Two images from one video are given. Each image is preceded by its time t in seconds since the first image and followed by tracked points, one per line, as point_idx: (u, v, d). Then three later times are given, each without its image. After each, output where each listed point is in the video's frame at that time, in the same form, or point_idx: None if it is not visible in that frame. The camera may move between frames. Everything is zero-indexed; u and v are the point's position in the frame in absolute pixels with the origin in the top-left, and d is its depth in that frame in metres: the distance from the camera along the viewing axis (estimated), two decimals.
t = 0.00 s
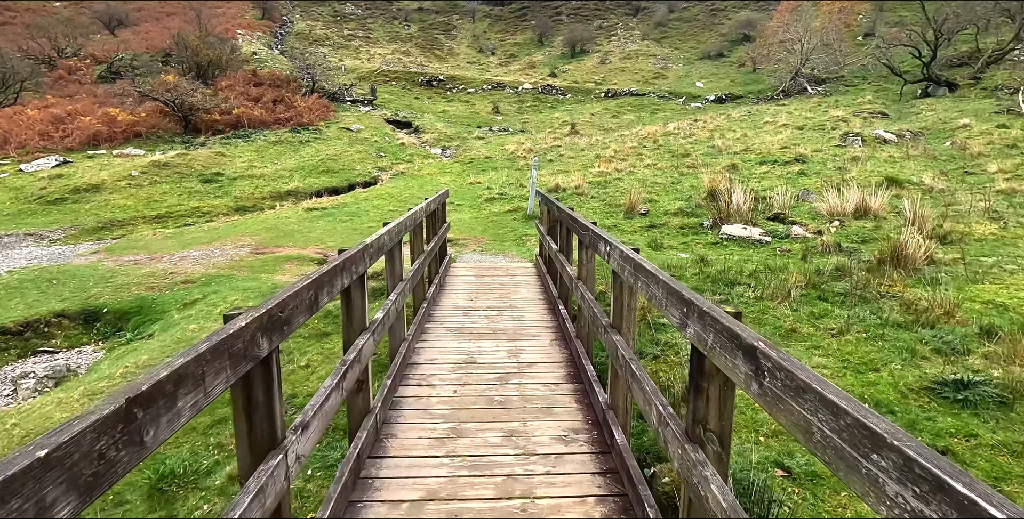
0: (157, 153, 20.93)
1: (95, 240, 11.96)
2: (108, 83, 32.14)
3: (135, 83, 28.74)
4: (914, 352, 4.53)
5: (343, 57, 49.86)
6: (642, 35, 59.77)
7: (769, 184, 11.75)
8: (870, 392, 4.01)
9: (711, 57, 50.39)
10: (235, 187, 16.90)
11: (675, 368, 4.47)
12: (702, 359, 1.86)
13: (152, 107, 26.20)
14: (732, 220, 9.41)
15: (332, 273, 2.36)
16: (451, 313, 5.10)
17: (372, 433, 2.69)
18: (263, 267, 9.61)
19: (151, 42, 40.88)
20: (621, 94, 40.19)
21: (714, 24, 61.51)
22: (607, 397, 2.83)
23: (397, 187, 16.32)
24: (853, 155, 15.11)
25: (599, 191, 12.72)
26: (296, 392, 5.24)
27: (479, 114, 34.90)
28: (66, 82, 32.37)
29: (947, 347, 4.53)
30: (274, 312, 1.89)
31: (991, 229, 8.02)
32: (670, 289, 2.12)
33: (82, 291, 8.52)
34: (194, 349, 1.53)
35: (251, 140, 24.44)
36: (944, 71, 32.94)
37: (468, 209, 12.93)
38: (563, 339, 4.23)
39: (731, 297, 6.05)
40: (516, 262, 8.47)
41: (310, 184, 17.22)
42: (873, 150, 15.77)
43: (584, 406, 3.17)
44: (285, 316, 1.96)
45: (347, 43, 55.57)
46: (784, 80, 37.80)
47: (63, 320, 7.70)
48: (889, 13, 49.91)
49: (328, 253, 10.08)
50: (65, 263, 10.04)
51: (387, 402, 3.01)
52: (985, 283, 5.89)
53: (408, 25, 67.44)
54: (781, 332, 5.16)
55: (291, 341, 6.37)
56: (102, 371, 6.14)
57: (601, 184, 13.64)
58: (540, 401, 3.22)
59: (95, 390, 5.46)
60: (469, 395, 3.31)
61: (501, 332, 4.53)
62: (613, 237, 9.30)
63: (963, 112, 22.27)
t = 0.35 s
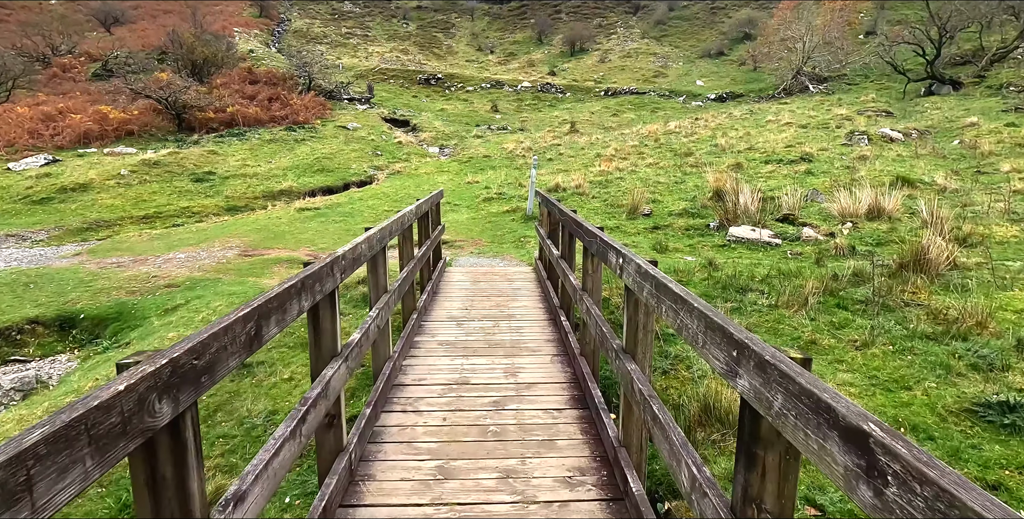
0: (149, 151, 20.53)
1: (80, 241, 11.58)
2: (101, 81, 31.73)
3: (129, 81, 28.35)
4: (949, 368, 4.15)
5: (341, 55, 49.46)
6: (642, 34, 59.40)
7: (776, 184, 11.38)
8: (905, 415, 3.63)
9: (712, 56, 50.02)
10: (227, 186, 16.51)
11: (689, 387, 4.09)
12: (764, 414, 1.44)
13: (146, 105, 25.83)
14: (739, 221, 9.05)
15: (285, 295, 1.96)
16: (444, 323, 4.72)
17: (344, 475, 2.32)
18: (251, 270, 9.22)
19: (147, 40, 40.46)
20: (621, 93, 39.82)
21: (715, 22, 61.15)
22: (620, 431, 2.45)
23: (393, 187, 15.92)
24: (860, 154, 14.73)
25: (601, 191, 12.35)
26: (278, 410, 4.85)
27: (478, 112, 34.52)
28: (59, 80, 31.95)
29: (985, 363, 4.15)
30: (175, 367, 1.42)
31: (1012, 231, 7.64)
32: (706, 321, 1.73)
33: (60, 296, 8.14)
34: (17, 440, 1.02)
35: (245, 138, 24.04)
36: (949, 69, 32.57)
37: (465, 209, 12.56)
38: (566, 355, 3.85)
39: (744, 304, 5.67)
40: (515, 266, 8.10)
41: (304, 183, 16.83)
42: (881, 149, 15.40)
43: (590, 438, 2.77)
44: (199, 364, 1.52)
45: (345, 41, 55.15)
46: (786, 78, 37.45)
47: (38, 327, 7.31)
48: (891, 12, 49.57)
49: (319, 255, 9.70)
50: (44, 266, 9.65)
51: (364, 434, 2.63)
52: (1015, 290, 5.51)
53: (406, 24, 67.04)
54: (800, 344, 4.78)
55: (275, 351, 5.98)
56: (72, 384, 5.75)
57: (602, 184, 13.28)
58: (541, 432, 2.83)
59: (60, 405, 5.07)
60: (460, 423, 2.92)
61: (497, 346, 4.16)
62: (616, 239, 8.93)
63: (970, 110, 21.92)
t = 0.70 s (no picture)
0: (141, 150, 20.09)
1: (63, 243, 11.17)
2: (94, 78, 31.20)
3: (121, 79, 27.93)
4: (990, 388, 3.79)
5: (338, 52, 49.00)
6: (641, 32, 59.03)
7: (784, 184, 11.03)
8: (949, 445, 3.26)
9: (711, 54, 49.63)
10: (219, 185, 16.11)
11: (706, 412, 3.72)
12: (859, 516, 1.07)
13: (138, 103, 25.43)
14: (747, 223, 8.69)
15: (225, 334, 1.56)
16: (438, 336, 4.35)
17: None
18: (238, 274, 8.84)
19: (141, 38, 39.98)
20: (620, 91, 39.46)
21: (714, 20, 60.75)
22: (642, 483, 2.06)
23: (388, 187, 15.53)
24: (868, 153, 14.37)
25: (603, 191, 11.97)
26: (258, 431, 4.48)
27: (476, 110, 34.14)
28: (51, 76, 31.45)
29: None
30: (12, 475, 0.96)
31: None
32: (775, 378, 1.33)
33: (36, 303, 7.74)
34: None
35: (239, 137, 23.63)
36: (952, 67, 32.24)
37: (463, 210, 12.19)
38: (570, 376, 3.45)
39: (759, 314, 5.31)
40: (513, 269, 7.73)
41: (298, 183, 16.46)
42: (888, 148, 15.06)
43: (603, 485, 2.38)
44: (81, 450, 1.11)
45: (342, 39, 54.69)
46: (787, 76, 37.12)
47: (11, 336, 6.92)
48: (892, 10, 49.25)
49: (311, 259, 9.32)
50: (23, 270, 9.24)
51: (339, 482, 2.24)
52: None
53: (404, 22, 66.56)
54: (824, 360, 4.42)
55: (259, 364, 5.60)
56: (42, 400, 5.36)
57: (604, 183, 12.92)
58: (546, 474, 2.46)
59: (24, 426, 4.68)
60: (452, 465, 2.54)
61: (495, 363, 3.77)
62: (619, 241, 8.58)
63: (975, 109, 21.59)
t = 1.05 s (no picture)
0: (134, 148, 19.70)
1: (49, 245, 10.79)
2: (89, 74, 30.80)
3: (117, 76, 27.54)
4: None
5: (338, 50, 48.54)
6: (643, 29, 58.47)
7: (797, 183, 10.62)
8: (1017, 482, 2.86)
9: (714, 51, 49.10)
10: (213, 184, 15.72)
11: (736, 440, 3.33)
12: None
13: (134, 101, 25.04)
14: (761, 224, 8.30)
15: (128, 399, 1.16)
16: (435, 350, 3.94)
17: None
18: (227, 277, 8.44)
19: (138, 35, 39.56)
20: (622, 88, 39.00)
21: (717, 17, 60.19)
22: None
23: (386, 186, 15.13)
24: (880, 151, 13.94)
25: (608, 191, 11.55)
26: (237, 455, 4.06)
27: (477, 108, 33.70)
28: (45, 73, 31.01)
29: None
30: None
31: None
32: (901, 475, 0.93)
33: (14, 308, 7.34)
34: None
35: (236, 135, 23.24)
36: (960, 63, 31.73)
37: (463, 210, 11.79)
38: (586, 401, 3.05)
39: (784, 325, 4.91)
40: (515, 273, 7.30)
41: (294, 182, 16.07)
42: (900, 146, 14.65)
43: None
44: None
45: (342, 36, 54.18)
46: (791, 73, 36.63)
47: None
48: (897, 7, 48.71)
49: (304, 261, 8.93)
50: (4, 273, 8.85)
51: None
52: None
53: (404, 19, 66.03)
54: (859, 377, 4.03)
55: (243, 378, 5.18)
56: (7, 417, 4.95)
57: (608, 182, 12.52)
58: None
59: None
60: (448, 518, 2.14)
61: (500, 384, 3.37)
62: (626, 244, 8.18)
63: (986, 106, 21.14)
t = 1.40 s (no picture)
0: (126, 147, 19.29)
1: (31, 247, 10.39)
2: (83, 72, 30.38)
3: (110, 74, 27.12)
4: None
5: (336, 49, 48.10)
6: (643, 28, 58.05)
7: (806, 184, 10.25)
8: None
9: (715, 51, 48.74)
10: (205, 184, 15.32)
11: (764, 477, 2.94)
12: None
13: (127, 99, 24.65)
14: (772, 228, 7.92)
15: None
16: (425, 371, 3.56)
17: None
18: (212, 283, 8.05)
19: (134, 33, 39.13)
20: (622, 88, 38.60)
21: (718, 16, 59.78)
22: None
23: (382, 186, 14.75)
24: (890, 151, 13.57)
25: (610, 192, 11.17)
26: (206, 485, 3.64)
27: (475, 107, 33.31)
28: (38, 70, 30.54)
29: None
30: None
31: None
32: None
33: None
34: None
35: (230, 134, 22.84)
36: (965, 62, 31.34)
37: (460, 211, 11.41)
38: (596, 436, 2.67)
39: (806, 340, 4.53)
40: (513, 279, 6.91)
41: (288, 182, 15.69)
42: (909, 146, 14.28)
43: None
44: None
45: (340, 35, 53.72)
46: (793, 72, 36.24)
47: None
48: (899, 6, 48.32)
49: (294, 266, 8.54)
50: None
51: None
52: None
53: (403, 18, 65.57)
54: (894, 401, 3.65)
55: (219, 395, 4.79)
56: None
57: (610, 183, 12.15)
58: None
59: None
60: None
61: (497, 412, 2.99)
62: (631, 248, 7.81)
63: (994, 105, 20.76)
